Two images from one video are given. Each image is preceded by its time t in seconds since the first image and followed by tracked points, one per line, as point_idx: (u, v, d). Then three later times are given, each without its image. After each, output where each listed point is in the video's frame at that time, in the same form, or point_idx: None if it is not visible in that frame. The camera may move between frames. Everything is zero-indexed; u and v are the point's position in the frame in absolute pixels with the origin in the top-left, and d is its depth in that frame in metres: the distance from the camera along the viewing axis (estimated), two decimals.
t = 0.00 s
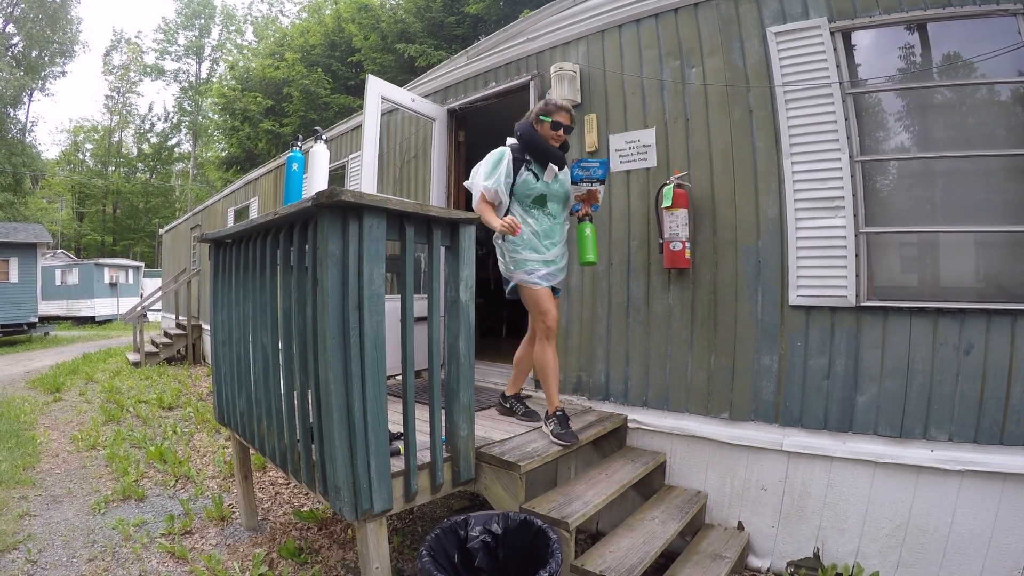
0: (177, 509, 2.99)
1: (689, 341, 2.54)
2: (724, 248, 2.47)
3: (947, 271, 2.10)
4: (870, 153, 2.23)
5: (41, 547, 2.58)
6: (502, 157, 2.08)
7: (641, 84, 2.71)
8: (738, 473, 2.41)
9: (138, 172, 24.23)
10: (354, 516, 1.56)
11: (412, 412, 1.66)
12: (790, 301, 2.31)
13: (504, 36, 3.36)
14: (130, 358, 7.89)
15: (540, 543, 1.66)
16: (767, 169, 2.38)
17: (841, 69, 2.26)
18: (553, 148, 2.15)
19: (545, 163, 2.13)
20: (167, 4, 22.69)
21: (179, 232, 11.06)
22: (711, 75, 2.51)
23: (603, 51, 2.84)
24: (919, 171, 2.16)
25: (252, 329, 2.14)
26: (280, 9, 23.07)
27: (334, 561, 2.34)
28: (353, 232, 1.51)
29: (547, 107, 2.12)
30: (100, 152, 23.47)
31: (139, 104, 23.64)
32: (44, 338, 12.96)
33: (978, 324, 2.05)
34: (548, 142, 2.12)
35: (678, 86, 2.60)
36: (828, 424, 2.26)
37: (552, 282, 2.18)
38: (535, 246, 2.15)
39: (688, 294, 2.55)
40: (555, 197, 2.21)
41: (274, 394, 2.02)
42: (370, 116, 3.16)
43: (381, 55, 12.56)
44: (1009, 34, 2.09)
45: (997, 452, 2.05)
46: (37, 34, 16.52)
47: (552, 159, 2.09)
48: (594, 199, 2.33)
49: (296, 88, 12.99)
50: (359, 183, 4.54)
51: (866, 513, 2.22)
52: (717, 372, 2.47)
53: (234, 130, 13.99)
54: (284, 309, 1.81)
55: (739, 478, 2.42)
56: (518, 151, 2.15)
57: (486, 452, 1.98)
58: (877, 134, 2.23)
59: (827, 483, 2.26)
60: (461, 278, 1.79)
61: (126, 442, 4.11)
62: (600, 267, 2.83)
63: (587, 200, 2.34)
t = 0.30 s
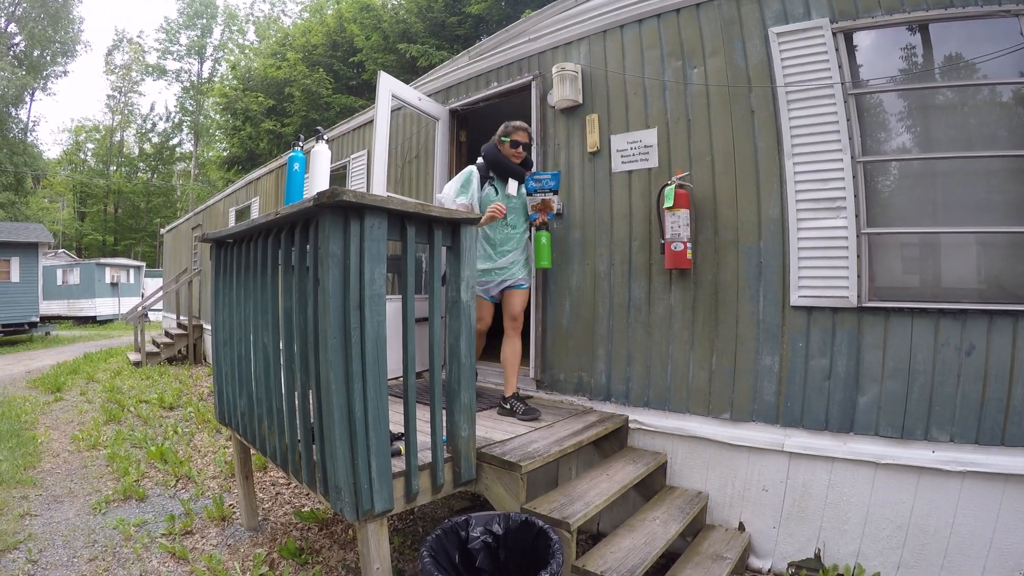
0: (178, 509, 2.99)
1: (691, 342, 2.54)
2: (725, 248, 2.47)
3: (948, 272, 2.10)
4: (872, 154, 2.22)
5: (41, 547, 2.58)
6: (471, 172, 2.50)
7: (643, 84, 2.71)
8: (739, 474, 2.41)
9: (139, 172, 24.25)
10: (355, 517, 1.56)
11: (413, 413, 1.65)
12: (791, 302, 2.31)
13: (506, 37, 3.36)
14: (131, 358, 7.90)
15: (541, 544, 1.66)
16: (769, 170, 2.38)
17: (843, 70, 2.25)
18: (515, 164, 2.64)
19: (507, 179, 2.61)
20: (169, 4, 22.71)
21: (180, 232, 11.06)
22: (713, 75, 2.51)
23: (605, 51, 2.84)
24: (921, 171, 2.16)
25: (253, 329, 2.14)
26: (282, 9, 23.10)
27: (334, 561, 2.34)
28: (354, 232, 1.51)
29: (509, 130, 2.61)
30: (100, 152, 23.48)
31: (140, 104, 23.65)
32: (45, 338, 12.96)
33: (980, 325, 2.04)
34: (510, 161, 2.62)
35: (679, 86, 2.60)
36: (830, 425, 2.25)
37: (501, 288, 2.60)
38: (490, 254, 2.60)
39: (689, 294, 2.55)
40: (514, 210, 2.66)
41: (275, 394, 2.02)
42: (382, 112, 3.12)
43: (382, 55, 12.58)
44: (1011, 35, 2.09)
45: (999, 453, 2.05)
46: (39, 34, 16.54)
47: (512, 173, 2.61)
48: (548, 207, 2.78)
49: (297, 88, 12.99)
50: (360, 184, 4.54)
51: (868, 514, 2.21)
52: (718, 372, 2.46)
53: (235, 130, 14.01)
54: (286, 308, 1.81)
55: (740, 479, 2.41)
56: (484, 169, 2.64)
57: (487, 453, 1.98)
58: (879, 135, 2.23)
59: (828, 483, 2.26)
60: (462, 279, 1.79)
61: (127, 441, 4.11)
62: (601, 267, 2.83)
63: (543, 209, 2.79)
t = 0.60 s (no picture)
0: (179, 508, 3.00)
1: (691, 339, 2.54)
2: (725, 245, 2.47)
3: (948, 267, 2.10)
4: (871, 149, 2.22)
5: (43, 547, 2.58)
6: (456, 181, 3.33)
7: (641, 82, 2.70)
8: (740, 470, 2.41)
9: (138, 174, 24.26)
10: (356, 515, 1.56)
11: (414, 411, 1.65)
12: (791, 298, 2.31)
13: (504, 35, 3.36)
14: (132, 359, 7.90)
15: (542, 541, 1.66)
16: (768, 166, 2.38)
17: (842, 65, 2.25)
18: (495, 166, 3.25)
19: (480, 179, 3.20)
20: (166, 4, 22.68)
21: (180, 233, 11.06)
22: (711, 72, 2.51)
23: (602, 49, 2.84)
24: (920, 167, 2.15)
25: (253, 329, 2.14)
26: (280, 9, 23.08)
27: (336, 559, 2.35)
28: (353, 231, 1.51)
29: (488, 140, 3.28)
30: (100, 154, 23.46)
31: (138, 106, 23.63)
32: (46, 340, 12.97)
33: (980, 320, 2.04)
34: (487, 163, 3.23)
35: (677, 84, 2.59)
36: (830, 421, 2.25)
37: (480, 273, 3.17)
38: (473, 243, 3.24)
39: (689, 291, 2.55)
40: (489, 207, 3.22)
41: (276, 394, 2.02)
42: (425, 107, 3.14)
43: (381, 54, 12.57)
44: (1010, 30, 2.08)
45: (999, 448, 2.05)
46: (37, 36, 16.52)
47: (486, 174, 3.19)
48: (509, 207, 3.15)
49: (296, 87, 12.98)
50: (359, 183, 4.54)
51: (869, 509, 2.21)
52: (718, 369, 2.46)
53: (234, 131, 14.01)
54: (285, 308, 1.81)
55: (741, 475, 2.41)
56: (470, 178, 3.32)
57: (488, 451, 1.98)
58: (878, 130, 2.23)
59: (829, 479, 2.26)
60: (461, 277, 1.79)
61: (128, 442, 4.12)
62: (600, 265, 2.83)
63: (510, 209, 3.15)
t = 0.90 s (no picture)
0: (178, 507, 3.00)
1: (691, 340, 2.54)
2: (725, 246, 2.47)
3: (949, 269, 2.09)
4: (872, 151, 2.22)
5: (43, 546, 2.58)
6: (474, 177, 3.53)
7: (642, 82, 2.70)
8: (739, 471, 2.41)
9: (139, 171, 24.25)
10: (356, 515, 1.56)
11: (414, 411, 1.65)
12: (791, 299, 2.31)
13: (506, 34, 3.35)
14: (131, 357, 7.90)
15: (542, 541, 1.66)
16: (769, 167, 2.38)
17: (843, 67, 2.25)
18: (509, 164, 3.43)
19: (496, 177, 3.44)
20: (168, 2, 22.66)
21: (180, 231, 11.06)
22: (713, 73, 2.50)
23: (604, 49, 2.84)
24: (921, 169, 2.15)
25: (253, 328, 2.13)
26: (281, 7, 23.08)
27: (335, 559, 2.35)
28: (355, 231, 1.51)
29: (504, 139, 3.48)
30: (101, 151, 23.45)
31: (139, 103, 23.61)
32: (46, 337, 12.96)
33: (980, 322, 2.04)
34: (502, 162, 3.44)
35: (678, 84, 2.59)
36: (830, 423, 2.25)
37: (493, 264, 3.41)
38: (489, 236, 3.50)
39: (689, 291, 2.55)
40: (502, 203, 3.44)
41: (276, 393, 2.02)
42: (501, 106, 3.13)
43: (382, 52, 12.56)
44: (1011, 33, 2.09)
45: (998, 450, 2.05)
46: (38, 33, 16.51)
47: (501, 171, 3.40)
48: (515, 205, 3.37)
49: (297, 85, 12.97)
50: (360, 182, 4.53)
51: (868, 511, 2.21)
52: (718, 369, 2.46)
53: (235, 129, 14.02)
54: (286, 307, 1.81)
55: (740, 476, 2.41)
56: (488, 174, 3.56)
57: (488, 451, 1.98)
58: (879, 132, 2.23)
59: (828, 481, 2.26)
60: (462, 277, 1.79)
61: (128, 440, 4.12)
62: (601, 265, 2.83)
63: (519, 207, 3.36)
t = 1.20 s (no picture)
0: (177, 505, 3.00)
1: (689, 337, 2.54)
2: (723, 243, 2.47)
3: (946, 267, 2.10)
4: (869, 149, 2.22)
5: (41, 545, 2.58)
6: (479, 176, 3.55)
7: (640, 80, 2.70)
8: (738, 469, 2.42)
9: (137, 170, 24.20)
10: (355, 512, 1.56)
11: (413, 408, 1.65)
12: (789, 297, 2.32)
13: (504, 32, 3.35)
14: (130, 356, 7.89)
15: (540, 539, 1.66)
16: (767, 165, 2.38)
17: (841, 65, 2.25)
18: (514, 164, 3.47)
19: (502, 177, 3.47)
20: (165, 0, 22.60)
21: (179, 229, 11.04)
22: (710, 71, 2.51)
23: (602, 47, 2.84)
24: (919, 167, 2.15)
25: (252, 326, 2.13)
26: (279, 6, 23.02)
27: (334, 556, 2.35)
28: (353, 228, 1.51)
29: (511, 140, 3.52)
30: (99, 150, 23.41)
31: (136, 102, 23.54)
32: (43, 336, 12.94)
33: (977, 320, 2.05)
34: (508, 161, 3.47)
35: (676, 82, 2.59)
36: (828, 420, 2.26)
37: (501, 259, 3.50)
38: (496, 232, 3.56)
39: (687, 289, 2.55)
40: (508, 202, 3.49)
41: (274, 391, 2.02)
42: (518, 109, 3.17)
43: (381, 51, 12.53)
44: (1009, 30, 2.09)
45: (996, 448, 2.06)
46: (35, 32, 16.47)
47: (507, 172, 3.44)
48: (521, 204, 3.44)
49: (295, 84, 12.94)
50: (359, 180, 4.53)
51: (866, 508, 2.22)
52: (716, 367, 2.47)
53: (234, 128, 14.00)
54: (284, 305, 1.81)
55: (739, 474, 2.42)
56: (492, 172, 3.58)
57: (486, 449, 1.98)
58: (876, 130, 2.23)
59: (826, 478, 2.26)
60: (460, 274, 1.79)
61: (127, 439, 4.12)
62: (599, 263, 2.83)
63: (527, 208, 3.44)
